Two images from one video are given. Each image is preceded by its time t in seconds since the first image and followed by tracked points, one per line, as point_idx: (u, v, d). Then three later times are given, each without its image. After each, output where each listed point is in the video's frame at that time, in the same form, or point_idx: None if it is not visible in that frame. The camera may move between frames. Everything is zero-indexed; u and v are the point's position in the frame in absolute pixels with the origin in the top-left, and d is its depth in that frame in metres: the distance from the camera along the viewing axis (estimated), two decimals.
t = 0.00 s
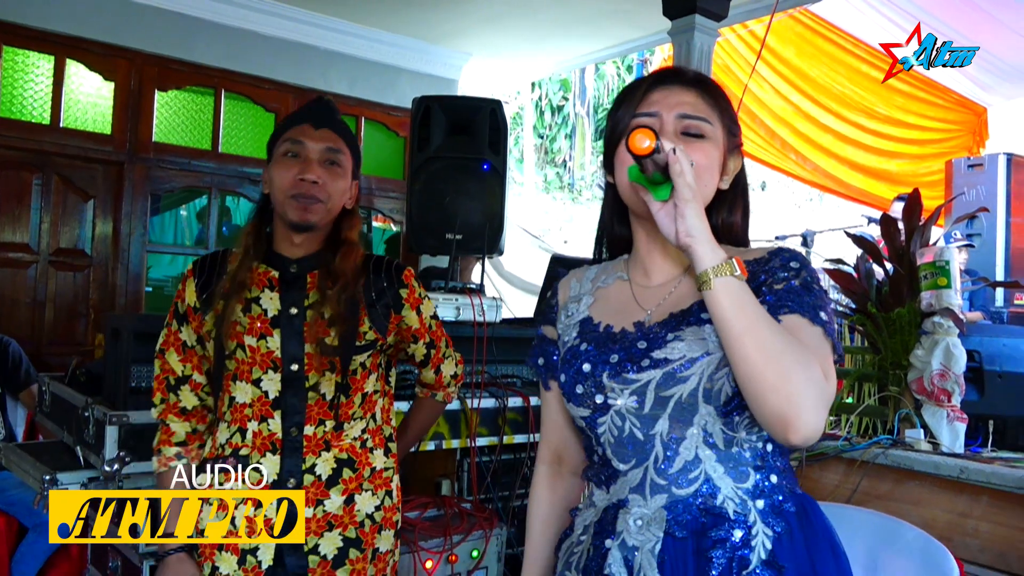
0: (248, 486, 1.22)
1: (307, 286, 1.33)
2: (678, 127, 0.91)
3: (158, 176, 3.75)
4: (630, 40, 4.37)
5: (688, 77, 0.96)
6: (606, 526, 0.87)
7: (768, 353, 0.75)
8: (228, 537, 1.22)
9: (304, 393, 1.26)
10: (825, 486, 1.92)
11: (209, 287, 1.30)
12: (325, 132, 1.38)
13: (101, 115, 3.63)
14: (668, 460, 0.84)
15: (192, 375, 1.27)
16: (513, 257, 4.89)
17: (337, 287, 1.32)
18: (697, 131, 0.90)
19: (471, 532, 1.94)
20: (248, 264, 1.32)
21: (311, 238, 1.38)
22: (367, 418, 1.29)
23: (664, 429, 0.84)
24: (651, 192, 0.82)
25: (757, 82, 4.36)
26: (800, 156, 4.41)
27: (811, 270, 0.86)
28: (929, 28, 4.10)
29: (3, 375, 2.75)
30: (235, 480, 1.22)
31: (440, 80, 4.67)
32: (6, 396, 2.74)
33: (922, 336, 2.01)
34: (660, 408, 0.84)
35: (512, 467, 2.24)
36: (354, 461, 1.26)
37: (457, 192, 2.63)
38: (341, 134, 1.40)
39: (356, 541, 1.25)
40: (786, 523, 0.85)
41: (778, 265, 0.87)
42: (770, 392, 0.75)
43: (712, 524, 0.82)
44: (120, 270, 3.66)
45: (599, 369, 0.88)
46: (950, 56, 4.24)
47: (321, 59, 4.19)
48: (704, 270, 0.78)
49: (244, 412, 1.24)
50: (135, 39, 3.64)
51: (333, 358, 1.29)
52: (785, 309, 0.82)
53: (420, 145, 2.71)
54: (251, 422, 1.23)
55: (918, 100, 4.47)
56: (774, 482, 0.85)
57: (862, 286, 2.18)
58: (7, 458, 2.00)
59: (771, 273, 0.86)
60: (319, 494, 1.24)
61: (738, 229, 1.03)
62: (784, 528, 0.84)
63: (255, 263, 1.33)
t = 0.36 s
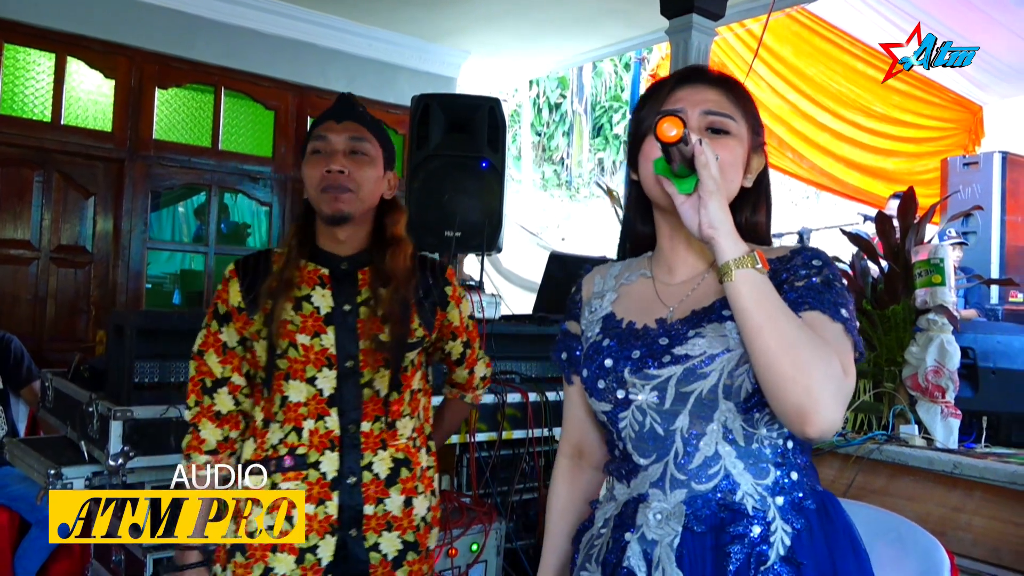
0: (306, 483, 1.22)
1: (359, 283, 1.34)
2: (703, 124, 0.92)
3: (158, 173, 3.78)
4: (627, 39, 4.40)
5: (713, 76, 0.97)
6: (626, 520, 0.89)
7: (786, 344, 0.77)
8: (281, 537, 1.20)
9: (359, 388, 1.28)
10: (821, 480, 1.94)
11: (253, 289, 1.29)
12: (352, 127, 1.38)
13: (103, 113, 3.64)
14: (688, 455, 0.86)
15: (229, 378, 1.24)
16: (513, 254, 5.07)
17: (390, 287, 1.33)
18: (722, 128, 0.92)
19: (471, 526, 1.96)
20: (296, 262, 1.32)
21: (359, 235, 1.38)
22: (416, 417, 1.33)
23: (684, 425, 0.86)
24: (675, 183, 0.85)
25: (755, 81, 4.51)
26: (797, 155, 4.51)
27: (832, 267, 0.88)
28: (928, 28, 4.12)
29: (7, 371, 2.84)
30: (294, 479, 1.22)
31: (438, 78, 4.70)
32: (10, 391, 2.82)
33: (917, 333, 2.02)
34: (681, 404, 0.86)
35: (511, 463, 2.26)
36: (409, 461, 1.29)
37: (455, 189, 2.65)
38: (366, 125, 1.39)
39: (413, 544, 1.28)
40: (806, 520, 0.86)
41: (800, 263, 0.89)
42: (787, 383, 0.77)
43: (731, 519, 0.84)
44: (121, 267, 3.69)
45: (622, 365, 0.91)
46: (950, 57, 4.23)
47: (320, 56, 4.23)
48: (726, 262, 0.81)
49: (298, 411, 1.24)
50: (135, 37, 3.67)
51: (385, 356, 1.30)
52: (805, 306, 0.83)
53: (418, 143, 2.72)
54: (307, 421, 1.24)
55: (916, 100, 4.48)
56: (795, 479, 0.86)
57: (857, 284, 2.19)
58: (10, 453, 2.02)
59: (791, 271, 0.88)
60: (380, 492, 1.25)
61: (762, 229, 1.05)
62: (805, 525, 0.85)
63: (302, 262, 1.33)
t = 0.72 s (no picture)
0: (338, 487, 1.22)
1: (382, 289, 1.34)
2: (744, 126, 0.92)
3: (167, 171, 3.80)
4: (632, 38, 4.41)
5: (757, 78, 0.97)
6: (653, 514, 0.89)
7: (818, 346, 0.78)
8: (317, 536, 1.21)
9: (383, 393, 1.28)
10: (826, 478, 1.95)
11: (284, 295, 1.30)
12: (363, 134, 1.38)
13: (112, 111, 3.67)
14: (718, 452, 0.86)
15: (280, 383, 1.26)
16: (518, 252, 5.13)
17: (414, 298, 1.32)
18: (763, 131, 0.92)
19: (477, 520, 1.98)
20: (323, 269, 1.33)
21: (380, 243, 1.38)
22: (448, 424, 1.31)
23: (714, 423, 0.87)
24: (716, 183, 0.86)
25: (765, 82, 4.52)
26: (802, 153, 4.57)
27: (868, 274, 0.88)
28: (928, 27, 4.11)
29: (18, 364, 2.93)
30: (327, 483, 1.22)
31: (445, 77, 4.72)
32: (20, 385, 2.90)
33: (922, 333, 2.00)
34: (711, 402, 0.87)
35: (517, 459, 2.27)
36: (439, 469, 1.27)
37: (462, 188, 2.67)
38: (380, 133, 1.38)
39: (446, 551, 1.26)
40: (832, 520, 0.86)
41: (835, 267, 0.89)
42: (818, 386, 0.78)
43: (758, 518, 0.84)
44: (130, 264, 3.72)
45: (654, 361, 0.91)
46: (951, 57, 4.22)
47: (328, 54, 4.25)
48: (763, 263, 0.81)
49: (325, 415, 1.25)
50: (145, 36, 3.69)
51: (411, 362, 1.30)
52: (840, 310, 0.84)
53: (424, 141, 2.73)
54: (334, 425, 1.24)
55: (921, 99, 4.47)
56: (819, 480, 0.87)
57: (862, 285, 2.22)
58: (23, 446, 2.05)
59: (827, 275, 0.88)
60: (409, 497, 1.25)
61: (798, 232, 1.04)
62: (830, 525, 0.85)
63: (329, 269, 1.34)
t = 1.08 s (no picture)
0: (326, 464, 1.23)
1: (369, 267, 1.34)
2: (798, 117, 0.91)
3: (189, 164, 3.84)
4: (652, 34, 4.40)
5: (815, 71, 0.96)
6: (669, 495, 0.90)
7: (857, 344, 0.78)
8: (307, 509, 1.22)
9: (368, 371, 1.26)
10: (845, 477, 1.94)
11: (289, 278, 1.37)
12: (354, 116, 1.40)
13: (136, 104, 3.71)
14: (742, 439, 0.87)
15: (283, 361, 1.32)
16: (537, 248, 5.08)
17: (395, 275, 1.30)
18: (817, 123, 0.90)
19: (495, 515, 1.99)
20: (318, 251, 1.37)
21: (369, 222, 1.39)
22: (442, 403, 1.28)
23: (740, 411, 0.87)
24: (767, 173, 0.85)
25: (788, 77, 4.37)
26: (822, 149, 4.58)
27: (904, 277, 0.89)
28: (929, 28, 4.23)
29: (43, 354, 2.97)
30: (316, 458, 1.24)
31: (465, 72, 4.72)
32: (45, 375, 2.95)
33: (943, 332, 1.98)
34: (740, 389, 0.87)
35: (535, 454, 2.28)
36: (425, 448, 1.24)
37: (482, 183, 2.67)
38: (373, 115, 1.40)
39: (429, 533, 1.23)
40: (847, 515, 0.86)
41: (875, 268, 0.89)
42: (854, 382, 0.78)
43: (776, 508, 0.85)
44: (152, 257, 3.76)
45: (686, 343, 0.91)
46: (951, 57, 4.21)
47: (350, 49, 4.27)
48: (806, 255, 0.82)
49: (317, 393, 1.27)
50: (168, 30, 3.72)
51: (394, 339, 1.28)
52: (875, 310, 0.84)
53: (444, 135, 2.73)
54: (324, 402, 1.26)
55: (945, 96, 4.41)
56: (835, 475, 0.88)
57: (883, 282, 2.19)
58: (48, 434, 2.08)
59: (865, 274, 0.88)
60: (391, 476, 1.22)
61: (837, 229, 1.03)
62: (844, 519, 0.85)
63: (324, 250, 1.38)
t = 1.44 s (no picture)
0: (288, 456, 1.24)
1: (353, 273, 1.34)
2: (795, 115, 0.91)
3: (197, 160, 3.84)
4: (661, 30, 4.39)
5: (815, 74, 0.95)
6: (635, 479, 0.89)
7: (834, 348, 0.78)
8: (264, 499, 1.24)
9: (340, 376, 1.26)
10: (852, 475, 1.92)
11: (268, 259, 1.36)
12: (346, 118, 1.39)
13: (143, 101, 3.71)
14: (711, 429, 0.87)
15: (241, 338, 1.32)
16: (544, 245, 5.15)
17: (377, 278, 1.31)
18: (813, 122, 0.90)
19: (503, 513, 2.00)
20: (304, 245, 1.36)
21: (358, 226, 1.39)
22: (406, 413, 1.27)
23: (712, 402, 0.87)
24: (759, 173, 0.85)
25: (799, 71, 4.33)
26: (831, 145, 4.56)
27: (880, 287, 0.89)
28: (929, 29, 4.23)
29: (51, 350, 2.98)
30: (278, 449, 1.24)
31: (473, 68, 4.71)
32: (53, 370, 2.97)
33: (952, 329, 1.96)
34: (715, 381, 0.87)
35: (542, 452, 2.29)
36: (383, 455, 1.25)
37: (489, 178, 2.66)
38: (366, 117, 1.39)
39: (375, 529, 1.23)
40: (805, 507, 0.88)
41: (852, 276, 0.89)
42: (827, 385, 0.78)
43: (740, 498, 0.85)
44: (160, 253, 3.77)
45: (665, 331, 0.90)
46: (951, 57, 4.22)
47: (357, 45, 4.27)
48: (790, 258, 0.81)
49: (287, 386, 1.26)
50: (176, 26, 3.72)
51: (368, 346, 1.27)
52: (852, 316, 0.85)
53: (453, 132, 2.72)
54: (294, 398, 1.26)
55: (954, 92, 4.35)
56: (794, 468, 0.89)
57: (893, 277, 2.15)
58: (56, 430, 2.08)
59: (846, 281, 0.88)
60: (346, 478, 1.23)
61: (822, 231, 1.04)
62: (802, 511, 0.87)
63: (311, 245, 1.37)
